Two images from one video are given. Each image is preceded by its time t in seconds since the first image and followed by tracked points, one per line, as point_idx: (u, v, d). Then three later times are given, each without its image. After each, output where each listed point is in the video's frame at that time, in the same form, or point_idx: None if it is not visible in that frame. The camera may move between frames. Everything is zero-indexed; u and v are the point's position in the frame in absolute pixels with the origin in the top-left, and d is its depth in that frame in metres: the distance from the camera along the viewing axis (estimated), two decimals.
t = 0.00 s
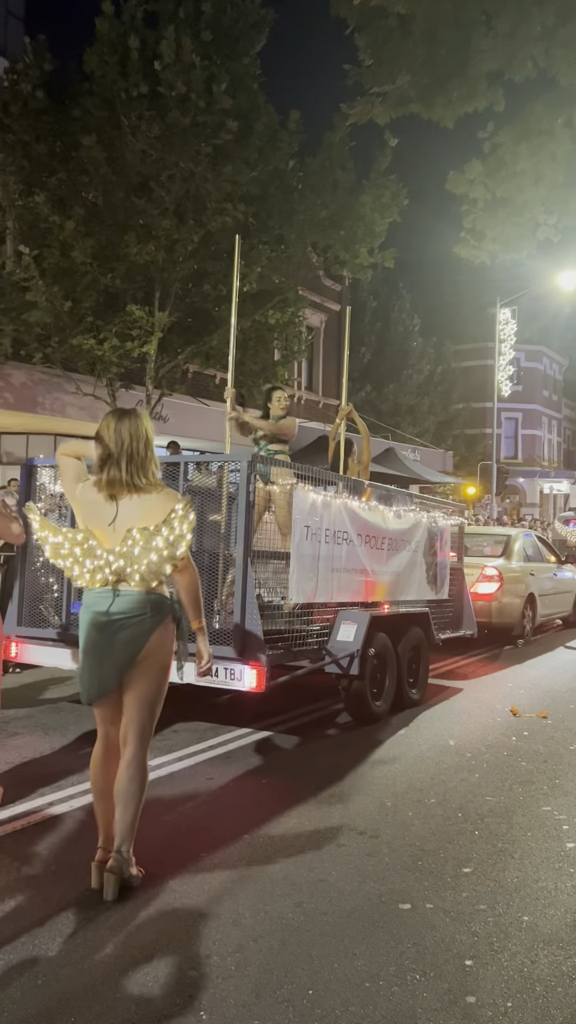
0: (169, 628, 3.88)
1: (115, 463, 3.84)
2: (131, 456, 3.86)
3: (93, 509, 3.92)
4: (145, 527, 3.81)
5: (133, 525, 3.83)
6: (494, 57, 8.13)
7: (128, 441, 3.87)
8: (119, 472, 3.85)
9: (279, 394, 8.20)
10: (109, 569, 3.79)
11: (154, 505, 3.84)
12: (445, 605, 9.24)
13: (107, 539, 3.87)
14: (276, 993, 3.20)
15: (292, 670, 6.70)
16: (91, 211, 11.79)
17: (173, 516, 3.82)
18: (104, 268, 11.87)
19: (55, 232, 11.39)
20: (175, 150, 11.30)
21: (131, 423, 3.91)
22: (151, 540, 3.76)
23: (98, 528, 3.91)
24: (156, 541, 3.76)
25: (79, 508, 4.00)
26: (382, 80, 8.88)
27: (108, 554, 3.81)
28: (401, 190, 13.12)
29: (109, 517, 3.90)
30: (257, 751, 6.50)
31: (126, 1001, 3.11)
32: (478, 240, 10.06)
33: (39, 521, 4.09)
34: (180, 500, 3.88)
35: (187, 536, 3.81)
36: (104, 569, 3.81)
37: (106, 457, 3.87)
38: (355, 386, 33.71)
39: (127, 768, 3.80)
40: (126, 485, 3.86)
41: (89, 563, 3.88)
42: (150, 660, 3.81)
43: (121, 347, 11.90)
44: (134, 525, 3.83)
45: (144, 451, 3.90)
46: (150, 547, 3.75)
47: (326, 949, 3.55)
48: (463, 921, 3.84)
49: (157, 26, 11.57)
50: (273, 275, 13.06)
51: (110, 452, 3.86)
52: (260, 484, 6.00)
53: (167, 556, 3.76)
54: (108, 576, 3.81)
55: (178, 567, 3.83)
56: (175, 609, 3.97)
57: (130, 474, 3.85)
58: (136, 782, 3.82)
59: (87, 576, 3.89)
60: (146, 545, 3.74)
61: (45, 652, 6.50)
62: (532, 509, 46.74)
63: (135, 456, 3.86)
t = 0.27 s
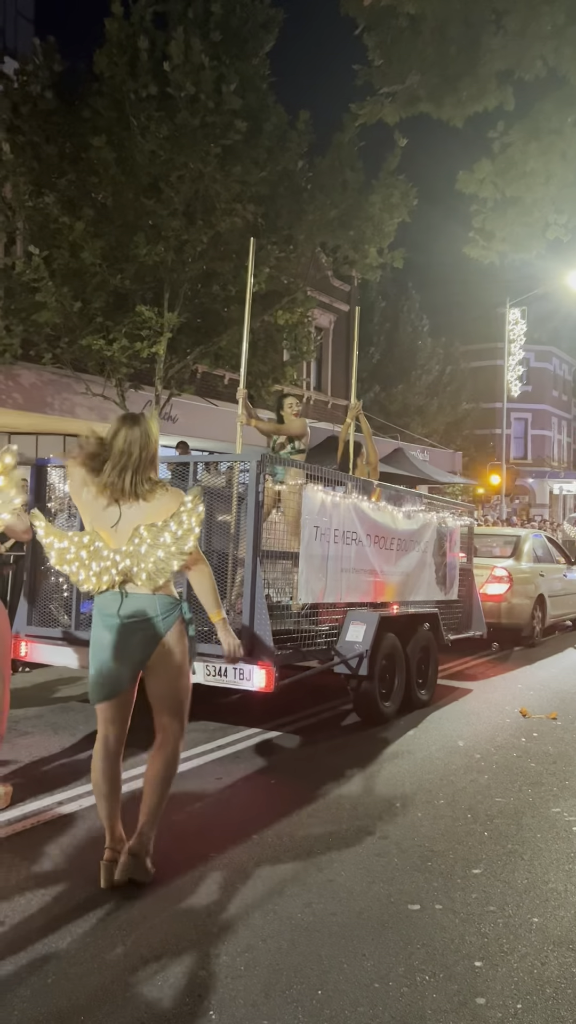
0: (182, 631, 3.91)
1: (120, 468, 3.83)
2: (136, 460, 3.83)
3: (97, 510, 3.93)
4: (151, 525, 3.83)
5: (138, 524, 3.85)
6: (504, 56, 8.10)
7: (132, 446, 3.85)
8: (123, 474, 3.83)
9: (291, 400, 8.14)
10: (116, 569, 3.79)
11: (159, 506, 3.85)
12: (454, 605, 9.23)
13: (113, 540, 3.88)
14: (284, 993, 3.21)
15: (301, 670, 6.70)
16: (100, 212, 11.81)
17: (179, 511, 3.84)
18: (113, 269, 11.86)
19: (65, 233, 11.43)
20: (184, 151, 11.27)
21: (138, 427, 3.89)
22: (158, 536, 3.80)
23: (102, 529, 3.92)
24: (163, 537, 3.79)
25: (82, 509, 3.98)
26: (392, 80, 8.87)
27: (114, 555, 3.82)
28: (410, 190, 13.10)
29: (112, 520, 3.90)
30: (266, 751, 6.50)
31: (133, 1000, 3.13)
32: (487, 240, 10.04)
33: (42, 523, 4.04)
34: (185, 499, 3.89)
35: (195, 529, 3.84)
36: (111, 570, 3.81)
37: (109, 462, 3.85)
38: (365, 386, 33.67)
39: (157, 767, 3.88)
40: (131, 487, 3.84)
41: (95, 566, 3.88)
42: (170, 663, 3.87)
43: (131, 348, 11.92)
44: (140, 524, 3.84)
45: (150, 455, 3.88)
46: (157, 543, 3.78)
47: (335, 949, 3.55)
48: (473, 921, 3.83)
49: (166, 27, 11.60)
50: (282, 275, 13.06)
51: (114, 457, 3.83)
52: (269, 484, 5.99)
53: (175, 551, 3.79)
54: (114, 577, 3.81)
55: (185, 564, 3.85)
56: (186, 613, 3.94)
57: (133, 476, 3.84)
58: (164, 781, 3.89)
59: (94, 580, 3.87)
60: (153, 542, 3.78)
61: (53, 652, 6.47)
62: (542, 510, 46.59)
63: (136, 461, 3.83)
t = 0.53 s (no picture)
0: (193, 630, 3.89)
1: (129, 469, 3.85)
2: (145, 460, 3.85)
3: (112, 510, 4.00)
4: (155, 526, 3.84)
5: (145, 524, 3.87)
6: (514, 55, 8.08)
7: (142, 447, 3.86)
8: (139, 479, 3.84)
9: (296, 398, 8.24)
10: (124, 570, 3.84)
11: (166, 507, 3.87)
12: (464, 606, 9.20)
13: (123, 540, 3.93)
14: (295, 993, 3.20)
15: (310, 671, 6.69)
16: (110, 213, 11.84)
17: (177, 511, 3.82)
18: (123, 270, 11.87)
19: (75, 234, 11.46)
20: (193, 152, 11.29)
21: (165, 434, 3.88)
22: (161, 537, 3.79)
23: (115, 529, 3.98)
24: (164, 538, 3.78)
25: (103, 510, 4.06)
26: (401, 80, 8.86)
27: (123, 556, 3.86)
28: (420, 190, 13.08)
29: (126, 521, 3.95)
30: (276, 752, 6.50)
31: (143, 999, 3.13)
32: (497, 240, 10.02)
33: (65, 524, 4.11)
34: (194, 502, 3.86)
35: (193, 529, 3.80)
36: (121, 570, 3.85)
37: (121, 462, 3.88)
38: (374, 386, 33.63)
39: (197, 766, 3.97)
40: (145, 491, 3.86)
41: (109, 566, 3.90)
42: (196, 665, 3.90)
43: (141, 349, 11.95)
44: (146, 525, 3.87)
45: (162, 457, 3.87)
46: (160, 544, 3.78)
47: (346, 949, 3.54)
48: (484, 922, 3.81)
49: (175, 28, 11.62)
50: (291, 276, 13.06)
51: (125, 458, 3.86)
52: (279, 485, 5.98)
53: (176, 553, 3.76)
54: (125, 577, 3.85)
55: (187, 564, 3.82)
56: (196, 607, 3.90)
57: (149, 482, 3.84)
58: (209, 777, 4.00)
59: (108, 580, 3.89)
60: (156, 543, 3.78)
61: (60, 652, 6.59)
62: (552, 510, 46.44)
63: (156, 468, 3.84)
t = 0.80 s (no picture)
0: (220, 629, 3.88)
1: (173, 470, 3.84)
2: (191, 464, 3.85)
3: (146, 508, 3.96)
4: (192, 532, 3.84)
5: (180, 530, 3.86)
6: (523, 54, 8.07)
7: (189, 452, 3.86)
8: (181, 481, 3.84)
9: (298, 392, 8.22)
10: (158, 571, 3.81)
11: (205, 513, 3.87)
12: (474, 606, 9.19)
13: (156, 541, 3.89)
14: (306, 993, 3.20)
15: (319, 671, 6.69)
16: (119, 214, 11.87)
17: (218, 522, 3.87)
18: (132, 271, 11.90)
19: (84, 236, 11.50)
20: (202, 153, 11.30)
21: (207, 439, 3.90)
22: (198, 545, 3.81)
23: (146, 528, 3.94)
24: (203, 546, 3.81)
25: (134, 509, 4.02)
26: (410, 80, 8.85)
27: (157, 558, 3.83)
28: (429, 189, 13.05)
29: (159, 521, 3.92)
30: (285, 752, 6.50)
31: (154, 999, 3.14)
32: (507, 240, 10.00)
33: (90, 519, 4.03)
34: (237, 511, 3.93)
35: (230, 542, 3.89)
36: (154, 571, 3.82)
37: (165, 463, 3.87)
38: (383, 386, 33.60)
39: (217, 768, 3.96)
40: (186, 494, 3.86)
41: (140, 565, 3.87)
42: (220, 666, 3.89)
43: (150, 350, 11.97)
44: (182, 529, 3.86)
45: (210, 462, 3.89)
46: (197, 551, 3.80)
47: (356, 949, 3.55)
48: (494, 923, 3.81)
49: (184, 29, 11.64)
50: (300, 276, 13.06)
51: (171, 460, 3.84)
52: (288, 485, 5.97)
53: (213, 561, 3.82)
54: (157, 578, 3.83)
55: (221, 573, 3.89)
56: (228, 612, 3.94)
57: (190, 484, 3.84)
58: (231, 777, 3.99)
59: (139, 579, 3.86)
60: (193, 549, 3.80)
61: (73, 652, 6.62)
62: (561, 510, 46.29)
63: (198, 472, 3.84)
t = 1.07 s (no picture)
0: (253, 629, 3.97)
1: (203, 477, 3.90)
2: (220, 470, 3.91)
3: (176, 509, 4.05)
4: (224, 536, 3.93)
5: (212, 532, 3.95)
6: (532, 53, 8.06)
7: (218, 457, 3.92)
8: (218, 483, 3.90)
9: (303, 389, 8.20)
10: (188, 572, 3.91)
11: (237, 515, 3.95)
12: (483, 607, 9.17)
13: (186, 542, 3.98)
14: (315, 992, 3.21)
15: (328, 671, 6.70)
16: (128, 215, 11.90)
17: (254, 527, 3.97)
18: (141, 272, 11.93)
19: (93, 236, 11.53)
20: (211, 154, 11.29)
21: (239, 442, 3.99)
22: (230, 548, 3.89)
23: (175, 529, 4.03)
24: (236, 550, 3.89)
25: (161, 511, 4.11)
26: (419, 80, 8.85)
27: (187, 559, 3.92)
28: (438, 189, 13.04)
29: (190, 523, 4.00)
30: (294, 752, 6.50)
31: (164, 997, 3.15)
32: (516, 239, 9.98)
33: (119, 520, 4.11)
34: (272, 509, 4.01)
35: (266, 545, 3.97)
36: (183, 572, 3.92)
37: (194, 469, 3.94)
38: (391, 386, 33.54)
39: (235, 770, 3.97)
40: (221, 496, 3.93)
41: (169, 565, 3.95)
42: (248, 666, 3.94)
43: (158, 350, 11.99)
44: (214, 532, 3.95)
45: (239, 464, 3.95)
46: (230, 555, 3.88)
47: (366, 948, 3.55)
48: (504, 923, 3.80)
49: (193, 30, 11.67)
50: (309, 277, 13.06)
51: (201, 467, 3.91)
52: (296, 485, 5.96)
53: (246, 565, 3.90)
54: (187, 579, 3.93)
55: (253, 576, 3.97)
56: (260, 610, 4.03)
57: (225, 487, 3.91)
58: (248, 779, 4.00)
59: (167, 579, 3.96)
60: (225, 553, 3.87)
61: (83, 653, 6.64)
62: (571, 510, 46.11)
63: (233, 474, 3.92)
